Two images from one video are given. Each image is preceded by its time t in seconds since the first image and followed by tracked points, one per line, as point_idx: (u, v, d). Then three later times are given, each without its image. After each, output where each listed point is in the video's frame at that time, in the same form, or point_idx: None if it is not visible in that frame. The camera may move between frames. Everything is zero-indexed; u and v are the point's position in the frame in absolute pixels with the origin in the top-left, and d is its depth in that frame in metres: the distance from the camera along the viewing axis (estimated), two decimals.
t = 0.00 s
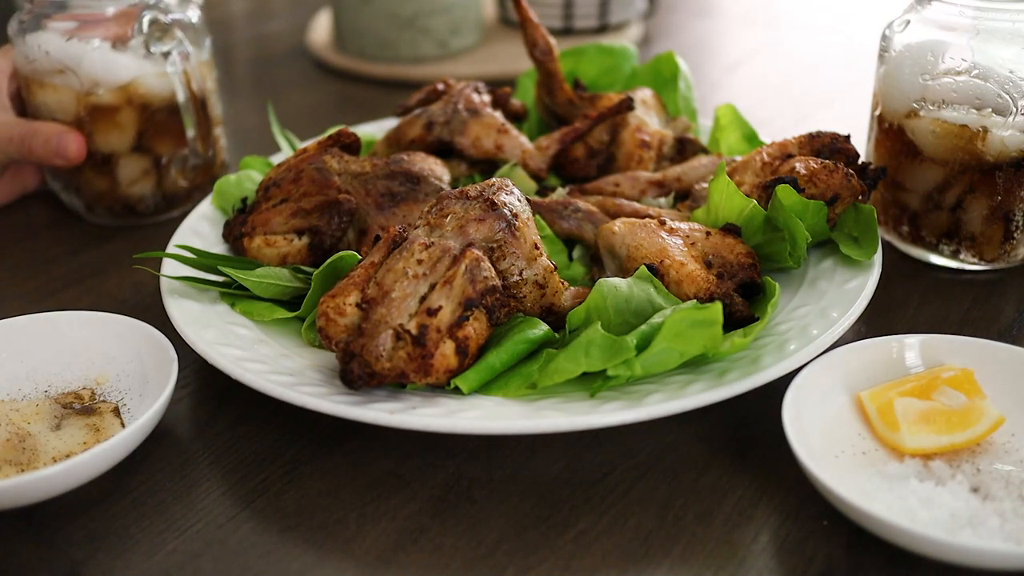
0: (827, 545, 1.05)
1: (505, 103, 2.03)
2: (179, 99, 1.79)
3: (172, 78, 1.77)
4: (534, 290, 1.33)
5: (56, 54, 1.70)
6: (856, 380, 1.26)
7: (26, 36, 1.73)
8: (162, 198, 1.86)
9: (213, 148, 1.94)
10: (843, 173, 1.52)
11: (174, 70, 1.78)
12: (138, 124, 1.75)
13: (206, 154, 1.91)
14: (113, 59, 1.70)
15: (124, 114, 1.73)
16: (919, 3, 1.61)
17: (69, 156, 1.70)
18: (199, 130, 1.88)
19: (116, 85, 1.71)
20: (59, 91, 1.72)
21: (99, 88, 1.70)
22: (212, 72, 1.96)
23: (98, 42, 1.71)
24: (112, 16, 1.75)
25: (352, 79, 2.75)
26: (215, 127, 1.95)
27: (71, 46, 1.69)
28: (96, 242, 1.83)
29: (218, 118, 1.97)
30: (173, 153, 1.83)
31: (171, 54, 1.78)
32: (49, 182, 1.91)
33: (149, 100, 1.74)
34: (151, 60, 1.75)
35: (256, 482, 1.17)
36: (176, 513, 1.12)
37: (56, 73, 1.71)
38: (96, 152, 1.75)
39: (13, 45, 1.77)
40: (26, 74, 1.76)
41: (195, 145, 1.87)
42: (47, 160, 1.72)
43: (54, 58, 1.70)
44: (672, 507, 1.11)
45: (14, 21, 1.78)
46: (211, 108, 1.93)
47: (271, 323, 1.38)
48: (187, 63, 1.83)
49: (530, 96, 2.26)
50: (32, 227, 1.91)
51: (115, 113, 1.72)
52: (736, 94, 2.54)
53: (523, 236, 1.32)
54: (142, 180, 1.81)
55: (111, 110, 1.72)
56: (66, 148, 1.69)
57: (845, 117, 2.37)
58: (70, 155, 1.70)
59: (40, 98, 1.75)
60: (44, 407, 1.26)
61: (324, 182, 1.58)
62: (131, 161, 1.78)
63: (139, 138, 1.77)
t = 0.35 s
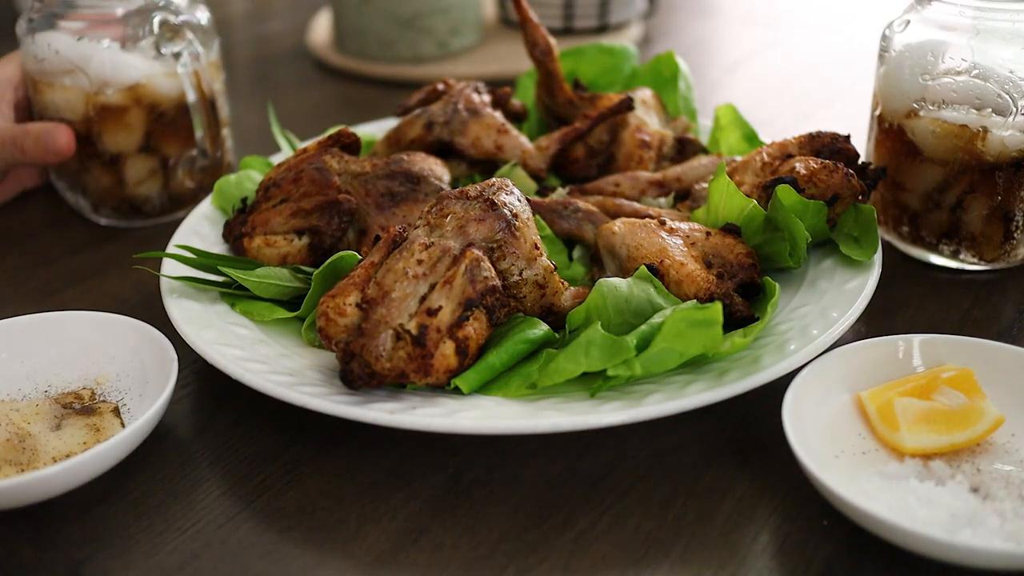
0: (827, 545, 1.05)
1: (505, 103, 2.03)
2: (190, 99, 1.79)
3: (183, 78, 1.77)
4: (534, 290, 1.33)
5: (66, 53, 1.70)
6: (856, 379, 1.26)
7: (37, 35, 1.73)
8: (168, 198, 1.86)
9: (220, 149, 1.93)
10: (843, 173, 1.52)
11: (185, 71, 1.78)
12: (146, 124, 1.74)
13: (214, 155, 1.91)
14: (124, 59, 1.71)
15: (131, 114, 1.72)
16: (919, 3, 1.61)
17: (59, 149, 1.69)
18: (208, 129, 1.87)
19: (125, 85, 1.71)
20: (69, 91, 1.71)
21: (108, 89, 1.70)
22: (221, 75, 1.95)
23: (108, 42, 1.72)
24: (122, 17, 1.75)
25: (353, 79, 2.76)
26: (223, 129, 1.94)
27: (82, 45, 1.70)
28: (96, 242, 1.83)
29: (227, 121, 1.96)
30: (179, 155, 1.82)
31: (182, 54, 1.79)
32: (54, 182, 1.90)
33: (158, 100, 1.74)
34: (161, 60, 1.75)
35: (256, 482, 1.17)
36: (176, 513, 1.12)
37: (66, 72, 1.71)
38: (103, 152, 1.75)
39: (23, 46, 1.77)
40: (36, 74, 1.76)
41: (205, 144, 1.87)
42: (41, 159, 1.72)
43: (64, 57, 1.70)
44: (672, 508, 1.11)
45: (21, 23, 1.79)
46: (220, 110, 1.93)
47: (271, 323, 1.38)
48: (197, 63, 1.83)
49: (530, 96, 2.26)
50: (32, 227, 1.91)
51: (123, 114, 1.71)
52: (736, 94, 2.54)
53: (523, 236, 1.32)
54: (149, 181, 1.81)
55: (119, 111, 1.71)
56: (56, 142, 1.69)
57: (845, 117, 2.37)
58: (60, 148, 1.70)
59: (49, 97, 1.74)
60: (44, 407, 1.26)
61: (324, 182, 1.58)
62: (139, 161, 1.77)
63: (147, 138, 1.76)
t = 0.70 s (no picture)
0: (827, 545, 1.05)
1: (505, 103, 2.03)
2: (190, 99, 1.79)
3: (183, 79, 1.77)
4: (534, 290, 1.33)
5: (65, 53, 1.70)
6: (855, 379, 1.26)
7: (37, 35, 1.74)
8: (169, 198, 1.86)
9: (220, 149, 1.93)
10: (843, 173, 1.52)
11: (185, 71, 1.78)
12: (146, 124, 1.74)
13: (215, 156, 1.91)
14: (123, 59, 1.71)
15: (131, 114, 1.72)
16: (919, 3, 1.61)
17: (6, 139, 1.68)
18: (208, 130, 1.87)
19: (125, 86, 1.71)
20: (69, 90, 1.71)
21: (108, 89, 1.70)
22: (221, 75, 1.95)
23: (107, 42, 1.72)
24: (121, 17, 1.75)
25: (353, 79, 2.76)
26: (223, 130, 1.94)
27: (82, 45, 1.70)
28: (96, 242, 1.83)
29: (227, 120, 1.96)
30: (178, 155, 1.82)
31: (182, 54, 1.79)
32: (54, 181, 1.90)
33: (157, 100, 1.74)
34: (161, 60, 1.76)
35: (256, 482, 1.17)
36: (176, 513, 1.12)
37: (65, 72, 1.71)
38: (103, 152, 1.75)
39: (22, 46, 1.77)
40: (36, 74, 1.75)
41: (205, 145, 1.87)
42: None
43: (63, 57, 1.70)
44: (672, 508, 1.11)
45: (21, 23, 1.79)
46: (221, 110, 1.92)
47: (271, 323, 1.38)
48: (197, 63, 1.83)
49: (530, 96, 2.26)
50: (32, 227, 1.91)
51: (123, 114, 1.71)
52: (736, 94, 2.54)
53: (523, 236, 1.32)
54: (149, 180, 1.81)
55: (118, 111, 1.71)
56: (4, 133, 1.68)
57: (845, 117, 2.37)
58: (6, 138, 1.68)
59: (49, 97, 1.73)
60: (44, 407, 1.26)
61: (324, 182, 1.58)
62: (138, 161, 1.77)
63: (147, 139, 1.76)
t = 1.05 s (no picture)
0: (827, 545, 1.06)
1: (505, 104, 2.03)
2: (190, 99, 1.80)
3: (183, 79, 1.77)
4: (534, 290, 1.33)
5: (65, 53, 1.70)
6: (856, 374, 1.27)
7: (36, 35, 1.73)
8: (169, 197, 1.86)
9: (220, 149, 1.93)
10: (843, 173, 1.52)
11: (185, 71, 1.78)
12: (146, 124, 1.74)
13: (215, 156, 1.91)
14: (124, 59, 1.71)
15: (131, 114, 1.72)
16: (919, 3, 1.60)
17: None
18: (208, 130, 1.87)
19: (125, 86, 1.71)
20: (68, 90, 1.71)
21: (108, 89, 1.70)
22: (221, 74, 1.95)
23: (107, 42, 1.71)
24: (121, 17, 1.75)
25: (353, 79, 2.76)
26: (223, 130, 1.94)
27: (81, 45, 1.70)
28: (96, 242, 1.83)
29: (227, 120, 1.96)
30: (178, 155, 1.82)
31: (182, 54, 1.79)
32: (54, 181, 1.90)
33: (157, 100, 1.74)
34: (161, 60, 1.76)
35: (256, 482, 1.17)
36: (176, 513, 1.12)
37: (65, 72, 1.71)
38: (103, 152, 1.74)
39: (22, 46, 1.77)
40: (36, 74, 1.75)
41: (205, 145, 1.87)
42: None
43: (62, 57, 1.70)
44: (672, 508, 1.11)
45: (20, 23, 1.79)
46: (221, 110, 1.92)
47: (271, 323, 1.38)
48: (197, 63, 1.83)
49: (530, 96, 2.26)
50: (31, 227, 1.91)
51: (123, 114, 1.71)
52: (736, 95, 2.54)
53: (523, 236, 1.32)
54: (149, 180, 1.81)
55: (118, 111, 1.71)
56: None
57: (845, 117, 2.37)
58: None
59: (49, 97, 1.73)
60: (44, 407, 1.26)
61: (324, 182, 1.58)
62: (138, 161, 1.77)
63: (147, 139, 1.76)
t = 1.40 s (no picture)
0: (827, 545, 1.05)
1: (505, 104, 2.03)
2: (190, 99, 1.80)
3: (183, 79, 1.77)
4: (534, 290, 1.33)
5: (65, 53, 1.69)
6: (855, 362, 1.28)
7: (36, 35, 1.73)
8: (169, 197, 1.86)
9: (220, 149, 1.93)
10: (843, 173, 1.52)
11: (185, 71, 1.78)
12: (146, 124, 1.75)
13: (215, 156, 1.90)
14: (124, 59, 1.70)
15: (131, 114, 1.72)
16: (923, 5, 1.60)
17: None
18: (208, 130, 1.87)
19: (125, 87, 1.71)
20: (68, 90, 1.71)
21: (108, 89, 1.70)
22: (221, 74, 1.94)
23: (107, 42, 1.71)
24: (122, 16, 1.74)
25: (352, 79, 2.76)
26: (224, 130, 1.93)
27: (81, 45, 1.69)
28: (96, 242, 1.83)
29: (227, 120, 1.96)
30: (179, 155, 1.82)
31: (182, 54, 1.78)
32: (53, 181, 1.90)
33: (157, 101, 1.74)
34: (161, 60, 1.75)
35: (256, 482, 1.17)
36: (176, 513, 1.12)
37: (65, 72, 1.70)
38: (103, 152, 1.75)
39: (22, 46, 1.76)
40: (36, 74, 1.74)
41: (205, 145, 1.87)
42: None
43: (62, 57, 1.69)
44: (672, 508, 1.11)
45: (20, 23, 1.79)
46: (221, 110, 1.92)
47: (271, 323, 1.38)
48: (197, 63, 1.82)
49: (529, 96, 2.26)
50: (31, 226, 1.91)
51: (123, 113, 1.72)
52: (736, 95, 2.54)
53: (523, 236, 1.32)
54: (149, 180, 1.81)
55: (118, 111, 1.71)
56: None
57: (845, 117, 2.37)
58: None
59: (49, 97, 1.73)
60: (44, 407, 1.26)
61: (324, 182, 1.58)
62: (138, 161, 1.77)
63: (147, 139, 1.76)
